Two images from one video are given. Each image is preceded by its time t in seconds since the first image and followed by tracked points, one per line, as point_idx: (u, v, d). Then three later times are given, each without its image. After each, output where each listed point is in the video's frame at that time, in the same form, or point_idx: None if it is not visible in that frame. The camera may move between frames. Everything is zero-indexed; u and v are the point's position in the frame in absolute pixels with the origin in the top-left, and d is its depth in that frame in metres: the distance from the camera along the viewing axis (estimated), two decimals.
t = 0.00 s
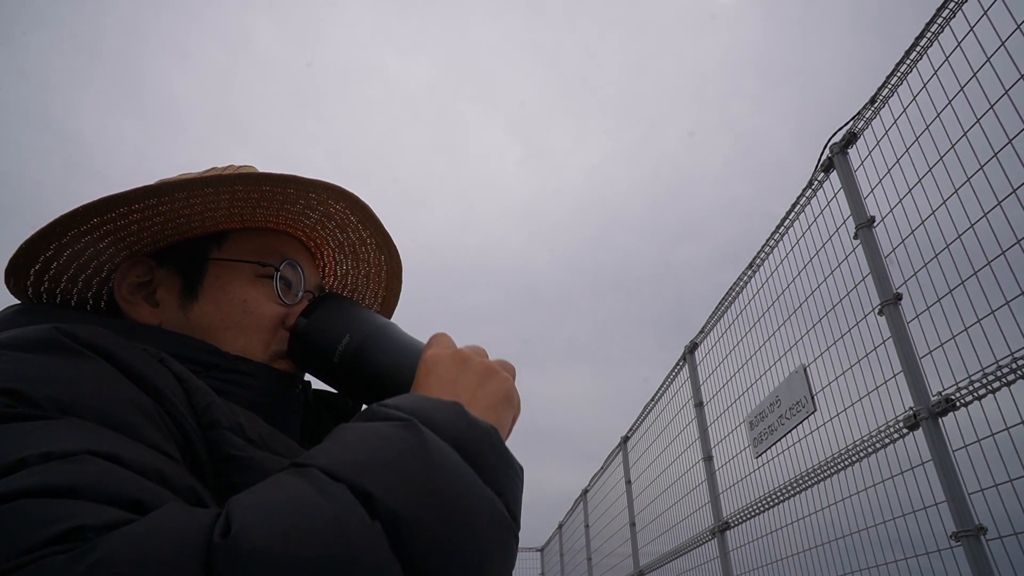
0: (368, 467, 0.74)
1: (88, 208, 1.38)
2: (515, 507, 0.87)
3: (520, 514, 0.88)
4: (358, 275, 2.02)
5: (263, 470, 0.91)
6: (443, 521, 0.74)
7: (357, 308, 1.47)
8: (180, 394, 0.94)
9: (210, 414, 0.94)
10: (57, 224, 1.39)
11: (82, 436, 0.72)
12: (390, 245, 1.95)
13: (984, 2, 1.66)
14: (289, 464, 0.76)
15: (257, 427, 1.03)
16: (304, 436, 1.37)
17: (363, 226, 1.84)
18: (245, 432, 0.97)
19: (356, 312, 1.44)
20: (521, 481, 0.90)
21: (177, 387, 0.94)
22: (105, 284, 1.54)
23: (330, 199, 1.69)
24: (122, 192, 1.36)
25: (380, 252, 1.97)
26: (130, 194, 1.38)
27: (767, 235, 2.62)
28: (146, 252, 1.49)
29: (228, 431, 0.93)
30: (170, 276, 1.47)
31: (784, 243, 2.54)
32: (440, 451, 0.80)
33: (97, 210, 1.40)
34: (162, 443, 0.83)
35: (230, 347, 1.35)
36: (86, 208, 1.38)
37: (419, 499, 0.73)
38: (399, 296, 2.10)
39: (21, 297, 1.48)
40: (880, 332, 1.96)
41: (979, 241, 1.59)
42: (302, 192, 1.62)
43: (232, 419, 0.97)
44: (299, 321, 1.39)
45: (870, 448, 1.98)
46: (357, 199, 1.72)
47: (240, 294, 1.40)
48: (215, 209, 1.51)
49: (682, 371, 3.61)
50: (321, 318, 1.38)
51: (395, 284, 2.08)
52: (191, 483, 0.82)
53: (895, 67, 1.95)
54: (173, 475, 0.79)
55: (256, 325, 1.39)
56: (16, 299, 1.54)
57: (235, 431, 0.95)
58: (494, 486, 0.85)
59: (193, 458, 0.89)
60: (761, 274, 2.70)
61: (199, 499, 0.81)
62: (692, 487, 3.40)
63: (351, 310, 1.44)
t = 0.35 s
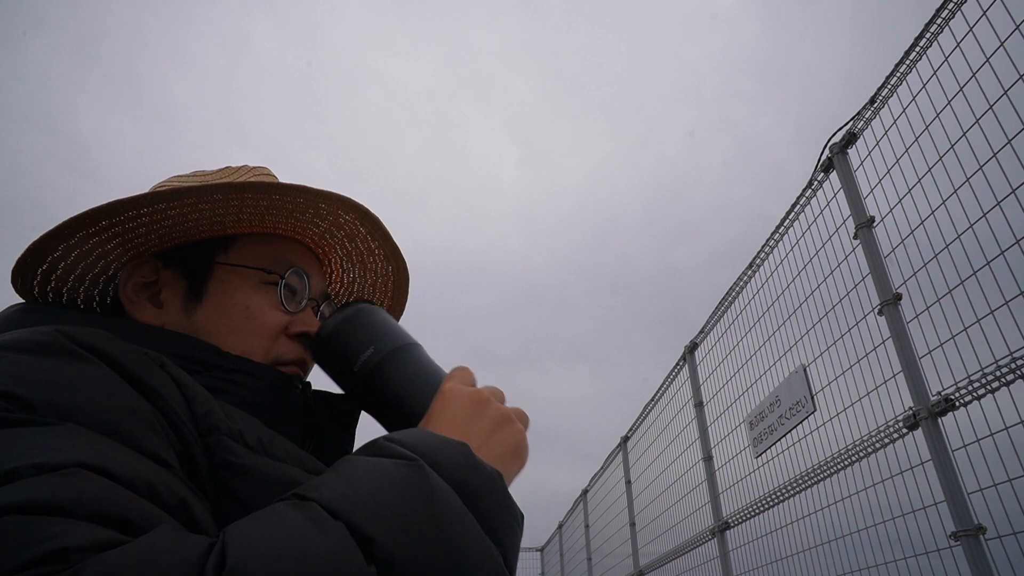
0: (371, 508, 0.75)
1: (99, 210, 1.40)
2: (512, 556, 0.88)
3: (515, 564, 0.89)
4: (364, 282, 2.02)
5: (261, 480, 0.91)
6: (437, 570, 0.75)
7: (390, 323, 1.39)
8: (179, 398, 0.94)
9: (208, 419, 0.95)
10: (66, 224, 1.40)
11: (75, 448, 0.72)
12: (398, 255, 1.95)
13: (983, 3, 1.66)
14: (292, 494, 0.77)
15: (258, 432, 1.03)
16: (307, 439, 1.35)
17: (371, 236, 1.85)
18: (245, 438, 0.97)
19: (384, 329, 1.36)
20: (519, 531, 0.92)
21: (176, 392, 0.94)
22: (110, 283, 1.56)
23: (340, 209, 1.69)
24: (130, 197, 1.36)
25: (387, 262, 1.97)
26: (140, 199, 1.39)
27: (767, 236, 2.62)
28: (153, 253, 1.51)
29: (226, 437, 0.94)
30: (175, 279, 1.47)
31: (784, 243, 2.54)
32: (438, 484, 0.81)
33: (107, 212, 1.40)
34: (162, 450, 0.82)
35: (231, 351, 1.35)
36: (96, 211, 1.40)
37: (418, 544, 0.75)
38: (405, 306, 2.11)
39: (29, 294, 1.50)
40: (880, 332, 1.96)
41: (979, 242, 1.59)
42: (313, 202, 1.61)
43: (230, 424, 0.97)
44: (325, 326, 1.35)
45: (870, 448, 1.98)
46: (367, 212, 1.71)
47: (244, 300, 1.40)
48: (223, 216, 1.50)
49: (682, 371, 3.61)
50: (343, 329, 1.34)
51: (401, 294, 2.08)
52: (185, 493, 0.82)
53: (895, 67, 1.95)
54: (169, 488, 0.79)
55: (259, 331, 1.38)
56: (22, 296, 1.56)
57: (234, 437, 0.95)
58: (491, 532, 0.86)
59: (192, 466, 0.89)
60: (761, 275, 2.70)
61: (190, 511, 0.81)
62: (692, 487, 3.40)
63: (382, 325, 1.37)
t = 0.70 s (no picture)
0: None
1: (89, 214, 1.41)
2: None
3: None
4: (358, 281, 2.03)
5: (259, 481, 0.91)
6: None
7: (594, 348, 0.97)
8: (175, 400, 0.94)
9: (204, 421, 0.94)
10: (59, 226, 1.41)
11: (44, 458, 0.70)
12: (391, 255, 1.96)
13: (984, 3, 1.66)
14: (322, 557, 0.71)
15: (257, 433, 1.03)
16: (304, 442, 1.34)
17: (363, 236, 1.86)
18: (242, 440, 0.97)
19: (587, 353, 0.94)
20: None
21: (172, 394, 0.94)
22: (102, 284, 1.56)
23: (332, 209, 1.70)
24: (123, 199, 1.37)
25: (380, 262, 1.99)
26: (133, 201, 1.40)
27: (767, 236, 2.62)
28: (145, 254, 1.51)
29: (223, 439, 0.94)
30: (168, 278, 1.46)
31: (784, 243, 2.54)
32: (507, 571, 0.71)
33: (99, 214, 1.41)
34: (151, 454, 0.82)
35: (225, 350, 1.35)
36: (87, 215, 1.41)
37: None
38: (398, 305, 2.13)
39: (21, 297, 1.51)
40: (880, 332, 1.96)
41: (979, 242, 1.59)
42: (304, 203, 1.63)
43: (225, 426, 0.97)
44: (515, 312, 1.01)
45: (870, 448, 1.97)
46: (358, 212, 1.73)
47: (238, 299, 1.40)
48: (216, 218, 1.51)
49: (682, 371, 3.61)
50: (528, 321, 0.97)
51: (394, 294, 2.10)
52: (172, 500, 0.82)
53: (895, 67, 1.95)
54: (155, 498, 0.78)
55: (253, 330, 1.38)
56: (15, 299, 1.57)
57: (230, 439, 0.95)
58: None
59: (186, 469, 0.89)
60: (762, 275, 2.70)
61: (167, 525, 0.78)
62: (692, 487, 3.40)
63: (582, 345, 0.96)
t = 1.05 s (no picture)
0: None
1: (111, 210, 1.43)
2: None
3: None
4: (372, 288, 2.06)
5: (262, 489, 0.91)
6: None
7: (715, 446, 0.88)
8: (178, 404, 0.94)
9: (209, 427, 0.94)
10: (81, 221, 1.43)
11: (36, 470, 0.70)
12: (408, 265, 1.99)
13: (983, 3, 1.66)
14: None
15: (261, 438, 1.02)
16: (310, 447, 1.34)
17: (381, 244, 1.89)
18: (246, 446, 0.97)
19: (708, 458, 0.85)
20: None
21: (176, 399, 0.94)
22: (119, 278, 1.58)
23: (351, 218, 1.73)
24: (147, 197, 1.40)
25: (396, 270, 2.01)
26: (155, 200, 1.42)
27: (767, 236, 2.63)
28: (163, 251, 1.52)
29: (226, 445, 0.94)
30: (183, 276, 1.46)
31: (784, 243, 2.54)
32: None
33: (122, 211, 1.43)
34: (151, 461, 0.83)
35: (239, 352, 1.34)
36: (109, 210, 1.42)
37: None
38: (412, 313, 2.15)
39: (36, 288, 1.52)
40: (880, 332, 1.96)
41: (979, 242, 1.59)
42: (324, 210, 1.65)
43: (230, 431, 0.97)
44: (620, 401, 0.90)
45: (870, 448, 1.98)
46: (377, 221, 1.76)
47: (253, 301, 1.40)
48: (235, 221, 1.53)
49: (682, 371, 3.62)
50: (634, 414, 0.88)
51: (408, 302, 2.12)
52: (169, 510, 0.82)
53: (895, 67, 1.96)
54: (149, 511, 0.78)
55: (267, 332, 1.39)
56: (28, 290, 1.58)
57: (235, 445, 0.95)
58: None
59: (187, 474, 0.89)
60: (762, 275, 2.71)
61: (160, 542, 0.78)
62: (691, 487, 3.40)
63: (705, 442, 0.87)
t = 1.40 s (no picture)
0: None
1: (109, 212, 1.42)
2: None
3: None
4: (371, 290, 2.06)
5: (261, 489, 0.90)
6: None
7: (718, 450, 0.88)
8: (178, 405, 0.94)
9: (209, 427, 0.94)
10: (79, 223, 1.42)
11: (37, 469, 0.70)
12: (406, 268, 1.99)
13: (984, 3, 1.66)
14: None
15: (260, 439, 1.02)
16: (309, 447, 1.33)
17: (381, 246, 1.88)
18: (245, 447, 0.97)
19: (710, 461, 0.86)
20: None
21: (176, 400, 0.94)
22: (117, 278, 1.58)
23: (350, 220, 1.72)
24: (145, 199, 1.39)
25: (395, 273, 2.01)
26: (154, 202, 1.42)
27: (767, 236, 2.62)
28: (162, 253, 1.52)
29: (226, 446, 0.93)
30: (181, 275, 1.45)
31: (784, 243, 2.54)
32: None
33: (120, 213, 1.43)
34: (152, 462, 0.83)
35: (239, 352, 1.34)
36: (107, 212, 1.42)
37: None
38: (411, 315, 2.14)
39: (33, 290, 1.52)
40: (880, 332, 1.96)
41: (979, 242, 1.59)
42: (324, 212, 1.65)
43: (230, 432, 0.97)
44: (623, 405, 0.90)
45: (870, 448, 1.97)
46: (376, 222, 1.75)
47: (252, 302, 1.40)
48: (234, 222, 1.53)
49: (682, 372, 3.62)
50: (635, 419, 0.88)
51: (407, 304, 2.12)
52: (169, 511, 0.82)
53: (895, 67, 1.95)
54: (150, 511, 0.78)
55: (266, 333, 1.39)
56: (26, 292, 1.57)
57: (234, 446, 0.95)
58: None
59: (187, 475, 0.89)
60: (762, 275, 2.70)
61: (161, 542, 0.78)
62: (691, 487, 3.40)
63: (708, 445, 0.87)
